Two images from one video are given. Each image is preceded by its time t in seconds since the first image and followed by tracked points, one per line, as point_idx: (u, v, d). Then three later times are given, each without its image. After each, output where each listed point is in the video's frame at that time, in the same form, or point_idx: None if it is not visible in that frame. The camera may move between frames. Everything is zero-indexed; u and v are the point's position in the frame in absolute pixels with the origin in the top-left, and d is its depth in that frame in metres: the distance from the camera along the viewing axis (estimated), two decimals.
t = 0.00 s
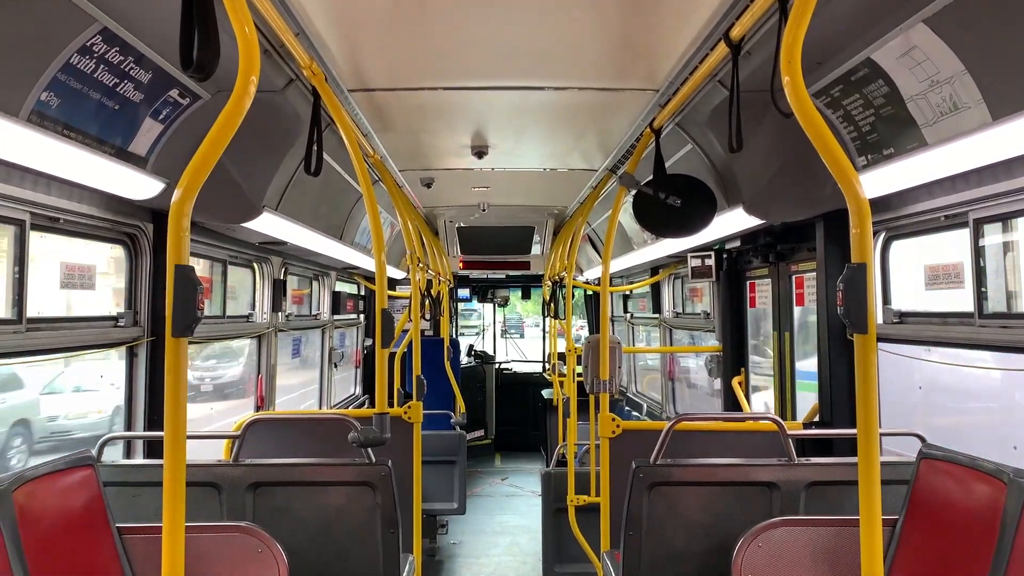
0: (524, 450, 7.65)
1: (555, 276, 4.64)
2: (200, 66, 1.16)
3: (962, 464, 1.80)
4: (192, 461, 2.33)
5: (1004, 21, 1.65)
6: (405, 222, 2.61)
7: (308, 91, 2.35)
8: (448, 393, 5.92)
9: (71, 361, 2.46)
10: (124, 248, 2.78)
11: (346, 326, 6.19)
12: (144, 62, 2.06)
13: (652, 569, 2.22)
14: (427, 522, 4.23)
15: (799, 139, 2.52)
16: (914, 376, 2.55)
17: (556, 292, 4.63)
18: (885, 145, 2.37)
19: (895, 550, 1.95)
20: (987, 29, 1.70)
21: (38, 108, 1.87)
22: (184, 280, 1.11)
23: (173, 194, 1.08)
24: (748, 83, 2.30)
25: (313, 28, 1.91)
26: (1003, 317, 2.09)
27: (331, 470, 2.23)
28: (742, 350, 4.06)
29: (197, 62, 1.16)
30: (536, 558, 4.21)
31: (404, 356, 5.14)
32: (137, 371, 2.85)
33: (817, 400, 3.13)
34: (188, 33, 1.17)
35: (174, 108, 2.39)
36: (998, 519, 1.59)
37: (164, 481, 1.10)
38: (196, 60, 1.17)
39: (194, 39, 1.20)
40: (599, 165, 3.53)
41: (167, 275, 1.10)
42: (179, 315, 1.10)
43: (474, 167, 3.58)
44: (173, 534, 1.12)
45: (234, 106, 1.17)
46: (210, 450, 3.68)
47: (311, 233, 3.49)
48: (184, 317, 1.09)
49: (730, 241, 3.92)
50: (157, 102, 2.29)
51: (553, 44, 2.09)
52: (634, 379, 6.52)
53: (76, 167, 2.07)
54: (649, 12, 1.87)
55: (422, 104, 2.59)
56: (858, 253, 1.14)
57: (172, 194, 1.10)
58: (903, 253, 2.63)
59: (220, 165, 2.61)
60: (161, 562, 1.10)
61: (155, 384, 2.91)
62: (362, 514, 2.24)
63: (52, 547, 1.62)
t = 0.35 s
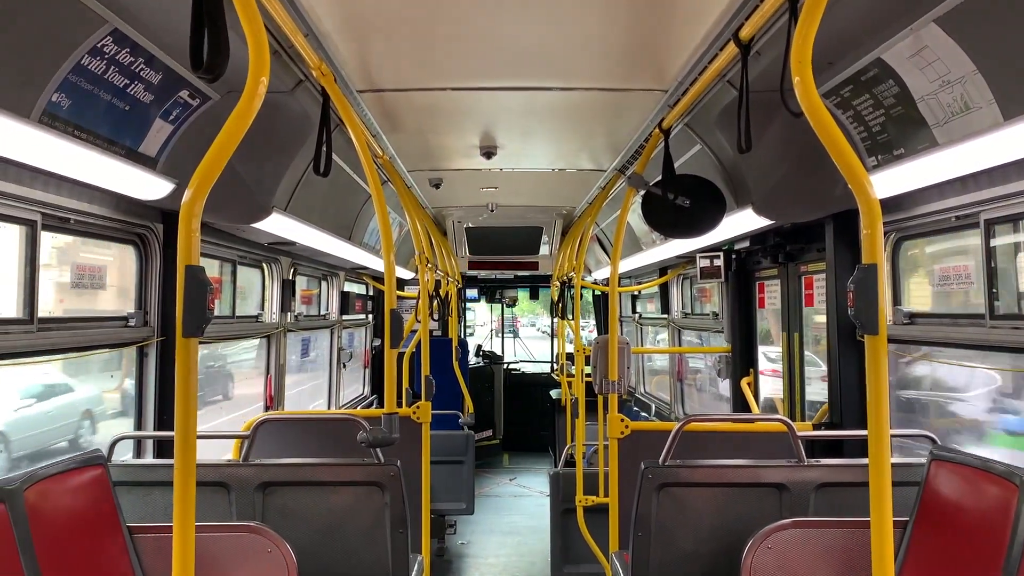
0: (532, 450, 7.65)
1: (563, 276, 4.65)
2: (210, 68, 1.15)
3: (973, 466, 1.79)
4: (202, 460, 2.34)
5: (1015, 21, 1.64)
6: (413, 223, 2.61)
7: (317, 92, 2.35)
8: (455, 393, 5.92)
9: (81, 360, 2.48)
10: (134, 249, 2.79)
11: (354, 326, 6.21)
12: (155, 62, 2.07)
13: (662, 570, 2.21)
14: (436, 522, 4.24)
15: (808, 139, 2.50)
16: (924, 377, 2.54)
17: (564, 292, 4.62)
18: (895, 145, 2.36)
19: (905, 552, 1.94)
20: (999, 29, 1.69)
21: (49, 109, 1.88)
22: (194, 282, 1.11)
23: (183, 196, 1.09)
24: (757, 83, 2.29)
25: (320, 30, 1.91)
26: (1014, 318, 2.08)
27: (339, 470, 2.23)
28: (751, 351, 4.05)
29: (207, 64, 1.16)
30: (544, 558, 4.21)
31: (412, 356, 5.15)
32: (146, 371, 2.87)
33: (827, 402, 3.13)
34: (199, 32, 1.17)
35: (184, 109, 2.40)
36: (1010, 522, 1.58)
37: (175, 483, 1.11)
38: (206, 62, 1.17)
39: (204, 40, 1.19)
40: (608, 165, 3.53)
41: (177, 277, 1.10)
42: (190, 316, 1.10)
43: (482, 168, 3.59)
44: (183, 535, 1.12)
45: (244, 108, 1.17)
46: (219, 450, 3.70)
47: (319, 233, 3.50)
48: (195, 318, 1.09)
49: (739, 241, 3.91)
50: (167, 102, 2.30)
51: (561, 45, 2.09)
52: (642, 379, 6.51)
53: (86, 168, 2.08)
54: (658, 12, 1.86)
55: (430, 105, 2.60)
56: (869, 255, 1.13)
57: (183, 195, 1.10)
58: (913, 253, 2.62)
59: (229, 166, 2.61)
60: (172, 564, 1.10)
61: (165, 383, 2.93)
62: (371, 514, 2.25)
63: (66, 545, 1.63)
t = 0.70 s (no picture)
0: (538, 449, 7.66)
1: (570, 276, 4.65)
2: (220, 65, 1.15)
3: (983, 466, 1.79)
4: (212, 457, 2.35)
5: None
6: (421, 221, 2.62)
7: (326, 90, 2.36)
8: (461, 392, 5.93)
9: (91, 358, 2.49)
10: (143, 246, 2.81)
11: (362, 324, 6.22)
12: (165, 61, 2.07)
13: (671, 569, 2.22)
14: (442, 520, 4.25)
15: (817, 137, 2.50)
16: (933, 376, 2.54)
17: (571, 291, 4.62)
18: (905, 144, 2.35)
19: (914, 552, 1.94)
20: (1010, 27, 1.69)
21: (60, 108, 1.89)
22: (206, 279, 1.12)
23: (195, 193, 1.09)
24: (766, 82, 2.29)
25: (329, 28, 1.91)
26: None
27: (348, 468, 2.24)
28: (758, 350, 4.04)
29: (218, 61, 1.16)
30: (551, 557, 4.21)
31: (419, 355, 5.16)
32: (155, 369, 2.88)
33: (835, 401, 3.12)
34: (209, 28, 1.16)
35: (194, 107, 2.40)
36: (1020, 522, 1.58)
37: (186, 480, 1.11)
38: (217, 59, 1.16)
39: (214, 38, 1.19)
40: (616, 164, 3.53)
41: (188, 274, 1.10)
42: (201, 313, 1.10)
43: (490, 167, 3.59)
44: (194, 533, 1.12)
45: (255, 105, 1.17)
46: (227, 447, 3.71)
47: (327, 231, 3.51)
48: (206, 316, 1.09)
49: (746, 240, 3.91)
50: (177, 101, 2.31)
51: (569, 43, 2.09)
52: (649, 378, 6.51)
53: (96, 167, 2.09)
54: (666, 11, 1.86)
55: (438, 103, 2.60)
56: (879, 254, 1.13)
57: (194, 193, 1.10)
58: (922, 253, 2.61)
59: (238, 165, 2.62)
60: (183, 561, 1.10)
61: (173, 381, 2.94)
62: (379, 512, 2.25)
63: (77, 541, 1.64)
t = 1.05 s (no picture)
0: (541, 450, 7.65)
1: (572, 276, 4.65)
2: (223, 66, 1.15)
3: (987, 467, 1.78)
4: (215, 458, 2.35)
5: None
6: (425, 222, 2.61)
7: (329, 91, 2.36)
8: (463, 393, 5.93)
9: (95, 359, 2.49)
10: (147, 247, 2.81)
11: (365, 325, 6.22)
12: (168, 62, 2.08)
13: (674, 570, 2.21)
14: (446, 521, 4.25)
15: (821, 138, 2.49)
16: (937, 377, 2.53)
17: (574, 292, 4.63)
18: (909, 145, 2.35)
19: (919, 554, 1.93)
20: (1013, 28, 1.68)
21: (64, 109, 1.89)
22: (210, 281, 1.12)
23: (199, 195, 1.09)
24: (770, 82, 2.28)
25: (331, 29, 1.91)
26: None
27: (352, 469, 2.24)
28: (762, 351, 4.04)
29: (221, 63, 1.15)
30: (555, 557, 4.21)
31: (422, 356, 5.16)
32: (159, 369, 2.88)
33: (839, 402, 3.12)
34: (213, 29, 1.16)
35: (197, 109, 2.41)
36: None
37: (191, 481, 1.11)
38: (220, 60, 1.16)
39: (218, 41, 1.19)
40: (619, 165, 3.52)
41: (193, 275, 1.10)
42: (205, 314, 1.10)
43: (493, 167, 3.59)
44: (198, 535, 1.11)
45: (259, 107, 1.17)
46: (230, 448, 3.72)
47: (330, 232, 3.50)
48: (210, 316, 1.09)
49: (750, 241, 3.91)
50: (180, 102, 2.31)
51: (571, 44, 2.09)
52: (652, 379, 6.50)
53: (100, 168, 2.09)
54: (670, 11, 1.86)
55: (441, 104, 2.60)
56: (884, 255, 1.12)
57: (198, 194, 1.10)
58: (926, 254, 2.60)
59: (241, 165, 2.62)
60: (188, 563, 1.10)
61: (176, 382, 2.94)
62: (382, 513, 2.25)
63: (80, 543, 1.63)
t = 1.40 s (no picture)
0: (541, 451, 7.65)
1: (572, 278, 4.66)
2: (222, 71, 1.15)
3: (985, 469, 1.78)
4: (215, 460, 2.35)
5: None
6: (424, 224, 2.61)
7: (328, 93, 2.36)
8: (463, 394, 5.93)
9: (95, 361, 2.50)
10: (146, 249, 2.81)
11: (365, 326, 6.23)
12: (168, 65, 2.08)
13: (673, 572, 2.22)
14: (445, 523, 4.25)
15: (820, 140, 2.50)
16: (935, 380, 2.53)
17: (574, 294, 4.64)
18: (907, 147, 2.35)
19: (917, 556, 1.93)
20: (1009, 32, 1.69)
21: (63, 111, 1.89)
22: (207, 284, 1.12)
23: (197, 198, 1.09)
24: (768, 85, 2.29)
25: (330, 32, 1.91)
26: None
27: (351, 471, 2.24)
28: (761, 353, 4.04)
29: (219, 68, 1.15)
30: (555, 559, 4.22)
31: (421, 357, 5.17)
32: (158, 371, 2.89)
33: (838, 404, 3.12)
34: (213, 34, 1.17)
35: (197, 111, 2.41)
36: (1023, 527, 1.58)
37: (188, 483, 1.11)
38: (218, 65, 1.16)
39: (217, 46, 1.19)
40: (618, 166, 3.53)
41: (191, 279, 1.10)
42: (203, 317, 1.10)
43: (492, 169, 3.59)
44: (195, 538, 1.11)
45: (258, 111, 1.17)
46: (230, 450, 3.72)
47: (329, 234, 3.51)
48: (208, 319, 1.10)
49: (749, 243, 3.92)
50: (180, 105, 2.32)
51: (570, 47, 2.09)
52: (652, 380, 6.50)
53: (99, 170, 2.09)
54: (668, 14, 1.86)
55: (441, 106, 2.60)
56: (881, 259, 1.12)
57: (196, 198, 1.10)
58: (925, 256, 2.61)
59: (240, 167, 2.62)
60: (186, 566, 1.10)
61: (176, 384, 2.94)
62: (382, 515, 2.25)
63: (79, 545, 1.64)
